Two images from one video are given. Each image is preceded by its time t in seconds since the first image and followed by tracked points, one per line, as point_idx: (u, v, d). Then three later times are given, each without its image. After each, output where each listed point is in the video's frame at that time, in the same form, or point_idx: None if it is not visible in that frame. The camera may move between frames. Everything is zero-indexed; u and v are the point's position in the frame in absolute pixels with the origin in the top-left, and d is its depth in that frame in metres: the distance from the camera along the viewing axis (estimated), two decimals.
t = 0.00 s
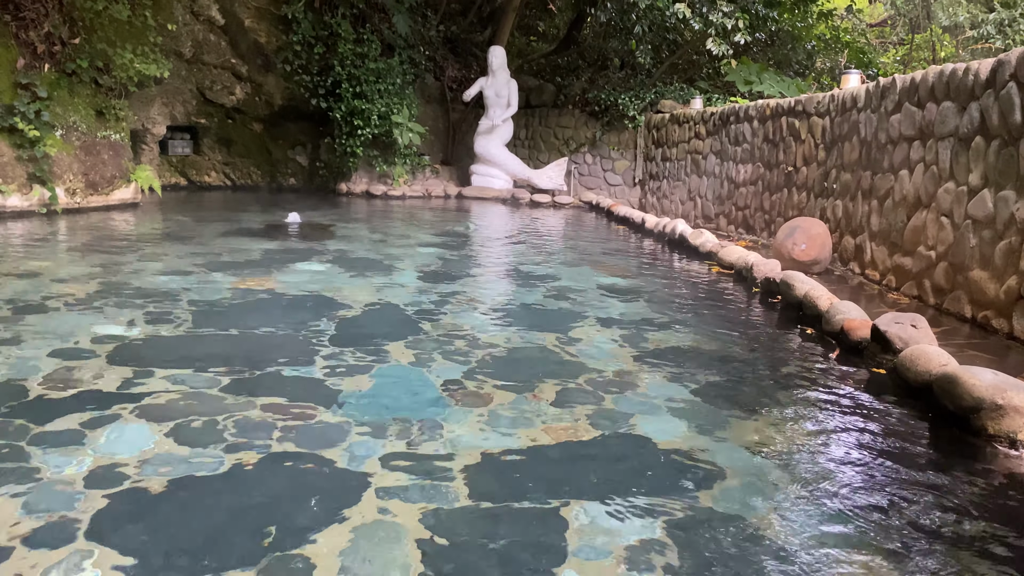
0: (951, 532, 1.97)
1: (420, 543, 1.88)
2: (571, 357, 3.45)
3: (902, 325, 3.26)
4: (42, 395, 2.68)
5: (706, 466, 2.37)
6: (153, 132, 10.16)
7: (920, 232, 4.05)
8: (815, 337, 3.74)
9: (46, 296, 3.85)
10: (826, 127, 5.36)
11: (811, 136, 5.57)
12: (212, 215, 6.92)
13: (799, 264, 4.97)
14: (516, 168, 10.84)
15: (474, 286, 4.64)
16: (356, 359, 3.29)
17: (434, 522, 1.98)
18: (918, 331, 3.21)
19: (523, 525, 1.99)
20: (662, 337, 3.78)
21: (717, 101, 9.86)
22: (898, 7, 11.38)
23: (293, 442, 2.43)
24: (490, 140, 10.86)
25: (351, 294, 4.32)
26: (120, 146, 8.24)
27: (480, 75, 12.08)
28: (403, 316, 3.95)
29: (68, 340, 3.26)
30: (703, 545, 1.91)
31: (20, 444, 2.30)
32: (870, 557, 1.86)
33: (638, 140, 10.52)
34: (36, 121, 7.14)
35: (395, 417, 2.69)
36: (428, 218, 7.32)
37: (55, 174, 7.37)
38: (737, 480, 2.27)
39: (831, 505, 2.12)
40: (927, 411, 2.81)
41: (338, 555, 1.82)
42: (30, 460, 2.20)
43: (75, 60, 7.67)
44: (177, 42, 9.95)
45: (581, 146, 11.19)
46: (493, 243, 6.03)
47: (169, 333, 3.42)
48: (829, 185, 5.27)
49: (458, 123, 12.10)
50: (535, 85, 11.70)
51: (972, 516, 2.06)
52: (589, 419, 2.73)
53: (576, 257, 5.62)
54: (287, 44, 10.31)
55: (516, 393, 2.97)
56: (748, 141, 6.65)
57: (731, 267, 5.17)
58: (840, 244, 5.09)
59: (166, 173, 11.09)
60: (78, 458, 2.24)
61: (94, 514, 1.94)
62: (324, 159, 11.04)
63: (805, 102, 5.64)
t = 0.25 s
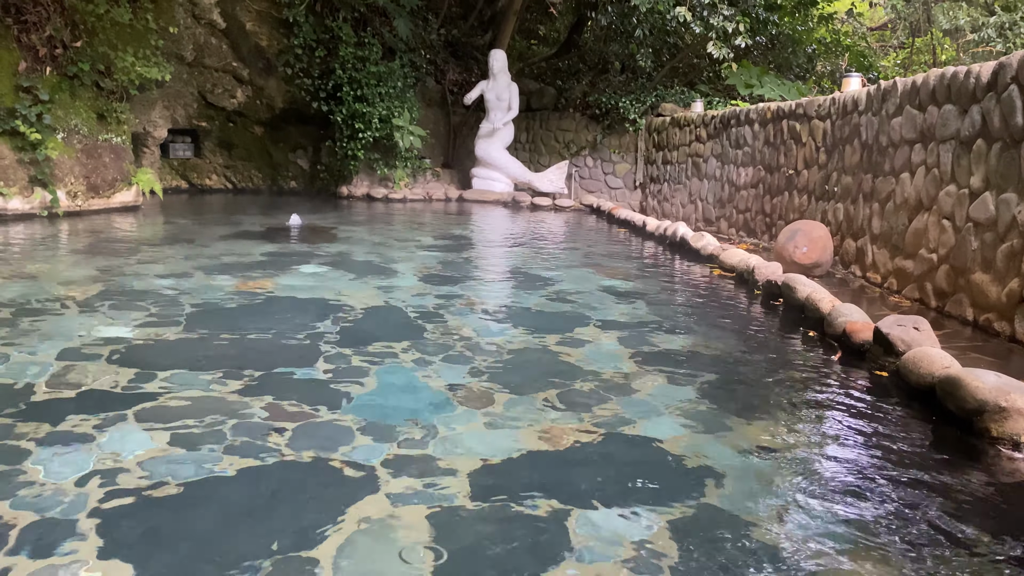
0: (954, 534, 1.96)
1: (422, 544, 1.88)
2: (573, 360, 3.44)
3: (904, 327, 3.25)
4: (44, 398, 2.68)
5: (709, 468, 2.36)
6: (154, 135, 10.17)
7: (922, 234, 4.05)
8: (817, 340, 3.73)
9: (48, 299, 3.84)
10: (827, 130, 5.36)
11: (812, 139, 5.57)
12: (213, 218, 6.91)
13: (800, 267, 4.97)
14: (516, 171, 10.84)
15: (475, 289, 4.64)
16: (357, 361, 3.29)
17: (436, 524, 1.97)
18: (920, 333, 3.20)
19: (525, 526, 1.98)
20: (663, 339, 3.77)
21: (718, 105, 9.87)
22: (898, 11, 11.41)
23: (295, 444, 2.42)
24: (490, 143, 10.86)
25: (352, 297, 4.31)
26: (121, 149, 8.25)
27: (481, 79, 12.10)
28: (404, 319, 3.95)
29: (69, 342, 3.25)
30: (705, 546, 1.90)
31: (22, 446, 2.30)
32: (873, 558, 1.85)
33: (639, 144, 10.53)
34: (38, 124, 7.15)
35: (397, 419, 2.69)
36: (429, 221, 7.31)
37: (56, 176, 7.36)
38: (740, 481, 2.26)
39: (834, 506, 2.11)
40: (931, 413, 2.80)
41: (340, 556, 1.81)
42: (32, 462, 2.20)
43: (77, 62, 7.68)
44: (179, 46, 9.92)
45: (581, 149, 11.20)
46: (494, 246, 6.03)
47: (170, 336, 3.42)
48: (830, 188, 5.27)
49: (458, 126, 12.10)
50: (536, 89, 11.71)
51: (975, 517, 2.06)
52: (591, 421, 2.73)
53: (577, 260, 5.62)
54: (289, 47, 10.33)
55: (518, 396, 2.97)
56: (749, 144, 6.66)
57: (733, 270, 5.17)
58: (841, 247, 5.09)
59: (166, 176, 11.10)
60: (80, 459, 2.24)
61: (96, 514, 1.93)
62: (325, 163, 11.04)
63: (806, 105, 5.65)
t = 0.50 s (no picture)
0: (955, 539, 1.96)
1: (421, 549, 1.88)
2: (572, 363, 3.44)
3: (905, 330, 3.25)
4: (45, 400, 2.68)
5: (707, 471, 2.36)
6: (155, 138, 10.18)
7: (923, 237, 4.05)
8: (818, 343, 3.73)
9: (49, 301, 3.85)
10: (828, 133, 5.36)
11: (813, 142, 5.57)
12: (214, 221, 6.91)
13: (801, 270, 4.97)
14: (517, 174, 10.85)
15: (476, 292, 4.64)
16: (358, 364, 3.29)
17: (435, 528, 1.97)
18: (921, 337, 3.20)
19: (524, 532, 1.98)
20: (663, 342, 3.77)
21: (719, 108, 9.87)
22: (898, 14, 11.42)
23: (295, 447, 2.42)
24: (491, 146, 10.87)
25: (353, 300, 4.31)
26: (123, 151, 8.26)
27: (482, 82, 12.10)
28: (404, 322, 3.95)
29: (70, 345, 3.26)
30: (705, 551, 1.90)
31: (25, 449, 2.30)
32: (873, 562, 1.85)
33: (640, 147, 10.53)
34: (39, 127, 7.16)
35: (396, 422, 2.68)
36: (430, 224, 7.31)
37: (57, 179, 7.36)
38: (739, 484, 2.26)
39: (833, 510, 2.11)
40: (931, 417, 2.80)
41: (338, 561, 1.81)
42: (34, 465, 2.20)
43: (78, 66, 7.70)
44: (180, 49, 9.95)
45: (582, 152, 11.20)
46: (494, 249, 6.02)
47: (171, 338, 3.42)
48: (831, 191, 5.27)
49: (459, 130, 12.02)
50: (537, 91, 11.73)
51: (976, 522, 2.05)
52: (590, 424, 2.73)
53: (577, 263, 5.62)
54: (290, 50, 10.34)
55: (518, 398, 2.97)
56: (750, 146, 6.66)
57: (733, 272, 5.16)
58: (842, 249, 5.09)
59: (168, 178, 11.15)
60: (82, 462, 2.24)
61: (97, 518, 1.94)
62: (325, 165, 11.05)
63: (807, 108, 5.65)
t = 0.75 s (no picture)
0: (958, 540, 1.95)
1: (422, 549, 1.87)
2: (573, 364, 3.44)
3: (908, 332, 3.24)
4: (47, 402, 2.68)
5: (709, 472, 2.36)
6: (157, 139, 10.19)
7: (925, 239, 4.04)
8: (820, 345, 3.72)
9: (51, 303, 3.85)
10: (829, 135, 5.35)
11: (815, 144, 5.56)
12: (215, 223, 6.91)
13: (803, 272, 4.96)
14: (519, 176, 10.86)
15: (477, 293, 4.64)
16: (359, 365, 3.28)
17: (437, 529, 1.97)
18: (923, 338, 3.19)
19: (525, 533, 1.97)
20: (665, 344, 3.77)
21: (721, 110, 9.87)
22: (900, 15, 11.42)
23: (296, 449, 2.42)
24: (493, 148, 10.87)
25: (354, 301, 4.31)
26: (124, 153, 8.26)
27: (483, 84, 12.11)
28: (405, 323, 3.95)
29: (72, 347, 3.26)
30: (707, 552, 1.89)
31: (26, 450, 2.30)
32: (876, 563, 1.84)
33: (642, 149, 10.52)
34: (41, 128, 7.16)
35: (398, 424, 2.68)
36: (431, 225, 7.31)
37: (59, 181, 7.35)
38: (741, 486, 2.26)
39: (835, 512, 2.10)
40: (934, 419, 2.79)
41: (339, 561, 1.81)
42: (35, 466, 2.20)
43: (80, 67, 7.71)
44: (182, 50, 9.89)
45: (584, 154, 11.21)
46: (495, 251, 6.02)
47: (171, 340, 3.42)
48: (833, 193, 5.26)
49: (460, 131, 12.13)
50: (539, 93, 11.75)
51: (979, 523, 2.04)
52: (591, 426, 2.72)
53: (579, 265, 5.61)
54: (292, 52, 10.36)
55: (519, 400, 2.96)
56: (751, 148, 6.65)
57: (735, 274, 5.16)
58: (844, 251, 5.08)
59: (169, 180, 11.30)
60: (83, 463, 2.24)
61: (98, 517, 1.94)
62: (327, 167, 11.07)
63: (808, 110, 5.64)
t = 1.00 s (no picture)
0: (962, 543, 1.95)
1: (425, 550, 1.88)
2: (576, 366, 3.44)
3: (911, 334, 3.24)
4: (51, 403, 2.68)
5: (711, 474, 2.36)
6: (161, 141, 10.21)
7: (928, 241, 4.04)
8: (824, 347, 3.72)
9: (55, 304, 3.86)
10: (832, 137, 5.35)
11: (818, 145, 5.56)
12: (219, 224, 6.92)
13: (806, 273, 4.95)
14: (521, 177, 10.87)
15: (480, 295, 4.65)
16: (362, 367, 3.29)
17: (440, 530, 1.97)
18: (927, 340, 3.19)
19: (528, 534, 1.97)
20: (668, 346, 3.77)
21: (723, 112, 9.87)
22: (903, 18, 11.42)
23: (299, 450, 2.42)
24: (496, 149, 10.88)
25: (357, 303, 4.32)
26: (128, 154, 8.28)
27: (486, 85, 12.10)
28: (408, 325, 3.95)
29: (75, 348, 3.26)
30: (710, 553, 1.89)
31: (31, 451, 2.31)
32: (879, 566, 1.84)
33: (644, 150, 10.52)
34: (45, 130, 7.18)
35: (400, 425, 2.68)
36: (434, 227, 7.31)
37: (63, 182, 7.37)
38: (744, 488, 2.26)
39: (837, 514, 2.10)
40: (938, 421, 2.78)
41: (342, 562, 1.81)
42: (39, 467, 2.20)
43: (84, 69, 7.75)
44: (186, 53, 10.02)
45: (586, 155, 11.22)
46: (498, 252, 6.02)
47: (175, 342, 3.42)
48: (835, 195, 5.26)
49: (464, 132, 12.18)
50: (541, 95, 11.77)
51: (982, 525, 2.04)
52: (594, 428, 2.72)
53: (582, 267, 5.61)
54: (296, 54, 10.35)
55: (522, 401, 2.96)
56: (754, 150, 6.65)
57: (738, 276, 5.16)
58: (847, 253, 5.07)
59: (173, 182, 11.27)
60: (87, 464, 2.24)
61: (102, 519, 1.94)
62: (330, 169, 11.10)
63: (811, 111, 5.64)
